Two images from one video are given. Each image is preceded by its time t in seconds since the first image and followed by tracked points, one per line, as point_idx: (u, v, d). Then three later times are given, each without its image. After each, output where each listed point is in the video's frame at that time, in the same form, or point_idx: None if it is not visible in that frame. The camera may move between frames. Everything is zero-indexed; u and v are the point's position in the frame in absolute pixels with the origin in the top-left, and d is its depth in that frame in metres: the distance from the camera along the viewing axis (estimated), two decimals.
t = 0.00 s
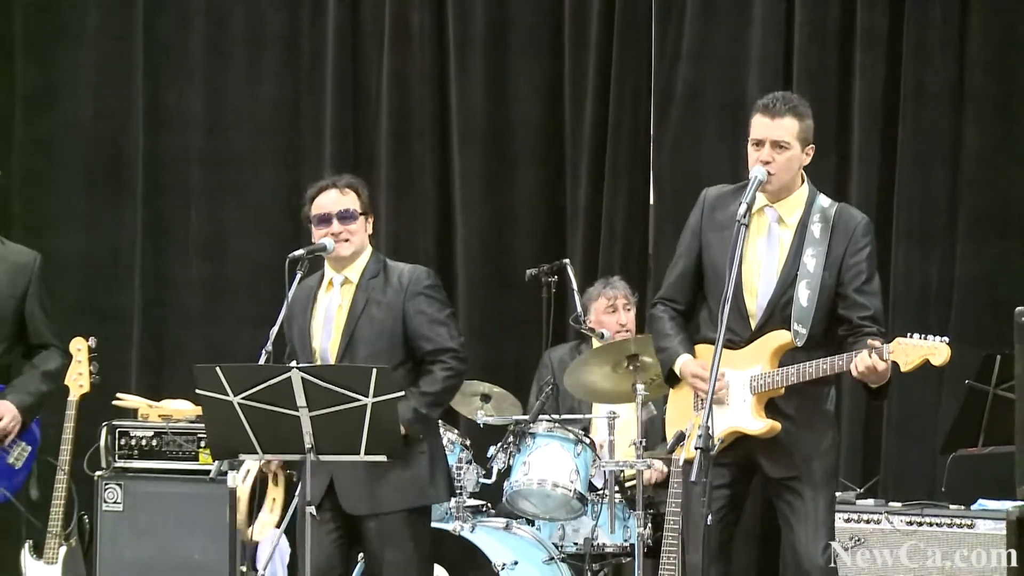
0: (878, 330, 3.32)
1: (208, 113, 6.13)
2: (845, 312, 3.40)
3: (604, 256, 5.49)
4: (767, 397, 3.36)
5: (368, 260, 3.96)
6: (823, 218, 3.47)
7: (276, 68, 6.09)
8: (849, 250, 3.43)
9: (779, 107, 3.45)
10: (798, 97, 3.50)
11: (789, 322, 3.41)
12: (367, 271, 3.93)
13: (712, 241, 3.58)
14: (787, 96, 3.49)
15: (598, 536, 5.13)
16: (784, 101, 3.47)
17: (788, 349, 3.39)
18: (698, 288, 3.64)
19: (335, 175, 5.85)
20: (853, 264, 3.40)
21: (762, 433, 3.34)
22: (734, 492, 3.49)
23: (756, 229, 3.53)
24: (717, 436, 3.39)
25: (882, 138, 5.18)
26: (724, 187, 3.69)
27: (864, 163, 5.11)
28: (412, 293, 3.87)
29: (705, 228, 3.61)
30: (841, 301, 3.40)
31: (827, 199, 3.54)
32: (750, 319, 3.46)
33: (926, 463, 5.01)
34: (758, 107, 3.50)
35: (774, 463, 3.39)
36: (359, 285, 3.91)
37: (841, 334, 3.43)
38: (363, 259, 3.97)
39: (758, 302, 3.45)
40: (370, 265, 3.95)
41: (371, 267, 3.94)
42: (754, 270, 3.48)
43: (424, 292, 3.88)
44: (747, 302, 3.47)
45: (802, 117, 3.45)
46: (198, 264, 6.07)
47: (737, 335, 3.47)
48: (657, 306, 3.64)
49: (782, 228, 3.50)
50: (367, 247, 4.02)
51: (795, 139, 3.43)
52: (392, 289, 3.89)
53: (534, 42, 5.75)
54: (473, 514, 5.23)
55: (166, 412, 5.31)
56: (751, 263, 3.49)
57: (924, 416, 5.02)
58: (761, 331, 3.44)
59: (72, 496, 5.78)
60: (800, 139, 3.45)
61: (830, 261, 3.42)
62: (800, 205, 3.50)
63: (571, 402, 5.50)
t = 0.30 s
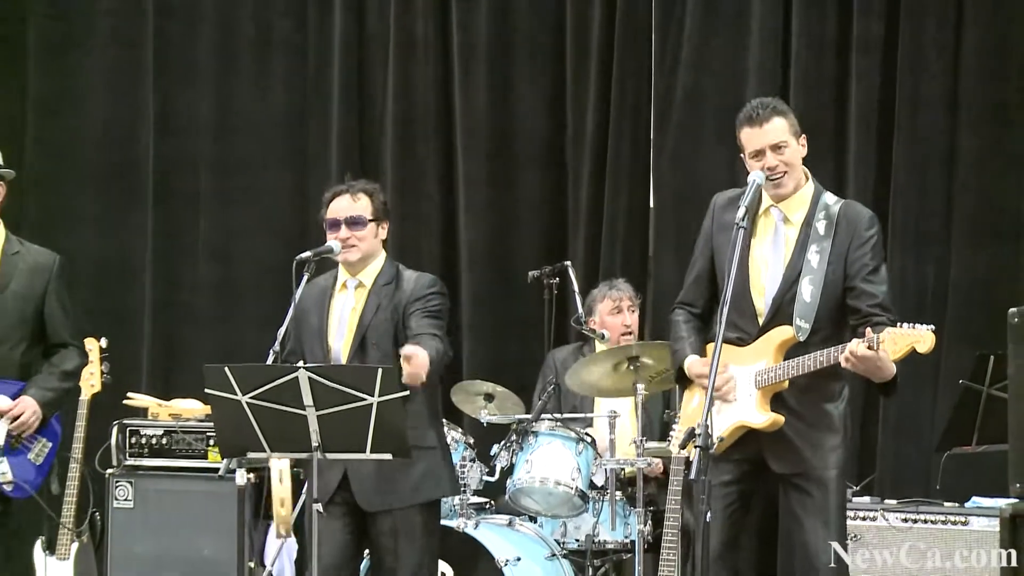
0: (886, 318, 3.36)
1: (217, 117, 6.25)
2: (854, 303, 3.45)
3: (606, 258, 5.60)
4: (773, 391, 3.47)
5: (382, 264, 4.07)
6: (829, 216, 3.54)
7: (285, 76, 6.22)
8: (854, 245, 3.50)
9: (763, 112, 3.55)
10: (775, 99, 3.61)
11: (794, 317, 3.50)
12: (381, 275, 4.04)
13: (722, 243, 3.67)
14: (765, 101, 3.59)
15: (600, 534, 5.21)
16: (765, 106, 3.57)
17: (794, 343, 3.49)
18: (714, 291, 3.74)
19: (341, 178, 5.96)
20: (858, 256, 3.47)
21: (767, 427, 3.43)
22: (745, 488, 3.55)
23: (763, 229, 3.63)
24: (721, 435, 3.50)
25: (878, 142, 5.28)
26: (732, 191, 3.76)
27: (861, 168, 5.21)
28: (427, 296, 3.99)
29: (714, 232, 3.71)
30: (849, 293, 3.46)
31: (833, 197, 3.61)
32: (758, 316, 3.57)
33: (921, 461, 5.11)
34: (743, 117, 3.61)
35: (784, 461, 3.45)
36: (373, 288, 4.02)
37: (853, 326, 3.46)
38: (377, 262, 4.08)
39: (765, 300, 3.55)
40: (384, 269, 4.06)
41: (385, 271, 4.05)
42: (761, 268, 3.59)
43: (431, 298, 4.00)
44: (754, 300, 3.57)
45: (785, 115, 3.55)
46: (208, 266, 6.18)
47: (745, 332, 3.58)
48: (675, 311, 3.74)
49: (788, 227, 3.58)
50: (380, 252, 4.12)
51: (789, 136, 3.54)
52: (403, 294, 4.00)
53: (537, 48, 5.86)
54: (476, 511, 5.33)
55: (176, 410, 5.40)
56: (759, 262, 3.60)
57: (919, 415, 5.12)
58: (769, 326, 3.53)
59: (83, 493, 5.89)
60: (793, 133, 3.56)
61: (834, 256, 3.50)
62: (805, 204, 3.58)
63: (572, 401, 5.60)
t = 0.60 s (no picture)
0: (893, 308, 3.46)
1: (230, 119, 6.36)
2: (861, 295, 3.54)
3: (612, 257, 5.70)
4: (785, 387, 3.55)
5: (386, 263, 4.18)
6: (830, 212, 3.64)
7: (297, 78, 6.32)
8: (857, 237, 3.59)
9: (776, 113, 3.67)
10: (795, 104, 3.71)
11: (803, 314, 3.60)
12: (386, 273, 4.16)
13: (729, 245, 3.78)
14: (780, 103, 3.71)
15: (606, 526, 5.33)
16: (779, 108, 3.69)
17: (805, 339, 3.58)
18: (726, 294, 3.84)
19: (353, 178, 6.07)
20: (861, 249, 3.56)
21: (779, 422, 3.53)
22: (760, 482, 3.67)
23: (768, 232, 3.73)
24: (726, 437, 3.62)
25: (880, 143, 5.38)
26: (738, 197, 3.87)
27: (862, 169, 5.31)
28: (439, 296, 4.13)
29: (722, 235, 3.82)
30: (856, 286, 3.55)
31: (834, 193, 3.71)
32: (768, 315, 3.67)
33: (922, 456, 5.20)
34: (756, 114, 3.72)
35: (797, 453, 3.57)
36: (378, 286, 4.14)
37: (861, 317, 3.55)
38: (382, 262, 4.19)
39: (774, 299, 3.65)
40: (389, 268, 4.18)
41: (389, 271, 4.17)
42: (768, 269, 3.69)
43: (437, 294, 4.14)
44: (762, 300, 3.68)
45: (798, 121, 3.66)
46: (222, 264, 6.29)
47: (758, 331, 3.68)
48: (691, 318, 3.85)
49: (791, 226, 3.68)
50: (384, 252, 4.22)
51: (794, 144, 3.63)
52: (409, 291, 4.13)
53: (545, 50, 5.96)
54: (486, 505, 5.44)
55: (190, 406, 5.50)
56: (766, 263, 3.70)
57: (921, 410, 5.22)
58: (780, 324, 3.64)
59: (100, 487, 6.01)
60: (799, 144, 3.65)
61: (838, 251, 3.59)
62: (807, 203, 3.68)
63: (580, 397, 5.71)
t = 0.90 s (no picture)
0: (902, 303, 3.57)
1: (249, 120, 6.48)
2: (871, 292, 3.65)
3: (624, 255, 5.82)
4: (796, 383, 3.65)
5: (397, 261, 4.29)
6: (838, 212, 3.75)
7: (315, 79, 6.45)
8: (865, 235, 3.71)
9: (789, 113, 3.77)
10: (808, 105, 3.82)
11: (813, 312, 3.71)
12: (398, 271, 4.27)
13: (740, 247, 3.90)
14: (796, 104, 3.81)
15: (618, 520, 5.42)
16: (795, 108, 3.79)
17: (815, 337, 3.69)
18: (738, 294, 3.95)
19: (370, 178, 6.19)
20: (870, 246, 3.68)
21: (790, 418, 3.62)
22: (770, 477, 3.77)
23: (778, 233, 3.84)
24: (738, 433, 3.73)
25: (887, 144, 5.48)
26: (748, 199, 3.98)
27: (869, 169, 5.41)
28: (457, 330, 4.19)
29: (733, 237, 3.94)
30: (865, 283, 3.67)
31: (842, 192, 3.82)
32: (780, 315, 3.77)
33: (927, 451, 5.30)
34: (769, 113, 3.82)
35: (809, 449, 3.69)
36: (391, 284, 4.24)
37: (872, 313, 3.67)
38: (393, 260, 4.30)
39: (786, 298, 3.76)
40: (400, 266, 4.28)
41: (400, 268, 4.28)
42: (780, 270, 3.80)
43: (449, 298, 4.24)
44: (774, 300, 3.79)
45: (811, 122, 3.76)
46: (242, 263, 6.42)
47: (769, 331, 3.79)
48: (704, 318, 3.97)
49: (801, 226, 3.80)
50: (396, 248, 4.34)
51: (804, 143, 3.74)
52: (420, 291, 4.24)
53: (558, 53, 6.07)
54: (500, 498, 5.55)
55: (211, 401, 5.56)
56: (777, 264, 3.81)
57: (926, 407, 5.32)
58: (791, 323, 3.74)
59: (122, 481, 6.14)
60: (810, 143, 3.76)
61: (847, 250, 3.71)
62: (815, 204, 3.80)
63: (591, 393, 5.82)
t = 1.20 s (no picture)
0: (910, 300, 3.67)
1: (266, 120, 6.60)
2: (879, 289, 3.76)
3: (634, 253, 5.93)
4: (805, 376, 3.76)
5: (413, 261, 4.41)
6: (847, 208, 3.86)
7: (331, 80, 6.57)
8: (874, 232, 3.81)
9: (796, 112, 3.87)
10: (815, 103, 3.91)
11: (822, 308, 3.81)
12: (413, 271, 4.38)
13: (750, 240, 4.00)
14: (801, 102, 3.91)
15: (628, 512, 5.52)
16: (800, 106, 3.89)
17: (823, 331, 3.79)
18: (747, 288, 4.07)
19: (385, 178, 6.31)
20: (878, 244, 3.78)
21: (800, 411, 3.73)
22: (780, 470, 3.87)
23: (788, 228, 3.94)
24: (747, 426, 3.84)
25: (893, 144, 5.57)
26: (758, 195, 4.09)
27: (876, 168, 5.50)
28: (473, 337, 4.34)
29: (743, 230, 4.04)
30: (874, 280, 3.78)
31: (851, 189, 3.92)
32: (789, 309, 3.88)
33: (932, 445, 5.40)
34: (775, 114, 3.93)
35: (816, 441, 3.79)
36: (407, 284, 4.36)
37: (880, 309, 3.78)
38: (408, 260, 4.41)
39: (795, 293, 3.87)
40: (415, 266, 4.40)
41: (416, 267, 4.40)
42: (788, 263, 3.90)
43: (463, 301, 4.36)
44: (784, 293, 3.89)
45: (816, 119, 3.86)
46: (260, 261, 6.55)
47: (779, 324, 3.89)
48: (714, 311, 4.08)
49: (811, 222, 3.90)
50: (411, 249, 4.44)
51: (812, 140, 3.84)
52: (436, 292, 4.36)
53: (569, 53, 6.18)
54: (513, 491, 5.65)
55: (229, 395, 5.54)
56: (785, 258, 3.91)
57: (931, 401, 5.43)
58: (800, 317, 3.85)
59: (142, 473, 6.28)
60: (818, 139, 3.86)
61: (856, 246, 3.82)
62: (824, 199, 3.90)
63: (602, 387, 5.93)
